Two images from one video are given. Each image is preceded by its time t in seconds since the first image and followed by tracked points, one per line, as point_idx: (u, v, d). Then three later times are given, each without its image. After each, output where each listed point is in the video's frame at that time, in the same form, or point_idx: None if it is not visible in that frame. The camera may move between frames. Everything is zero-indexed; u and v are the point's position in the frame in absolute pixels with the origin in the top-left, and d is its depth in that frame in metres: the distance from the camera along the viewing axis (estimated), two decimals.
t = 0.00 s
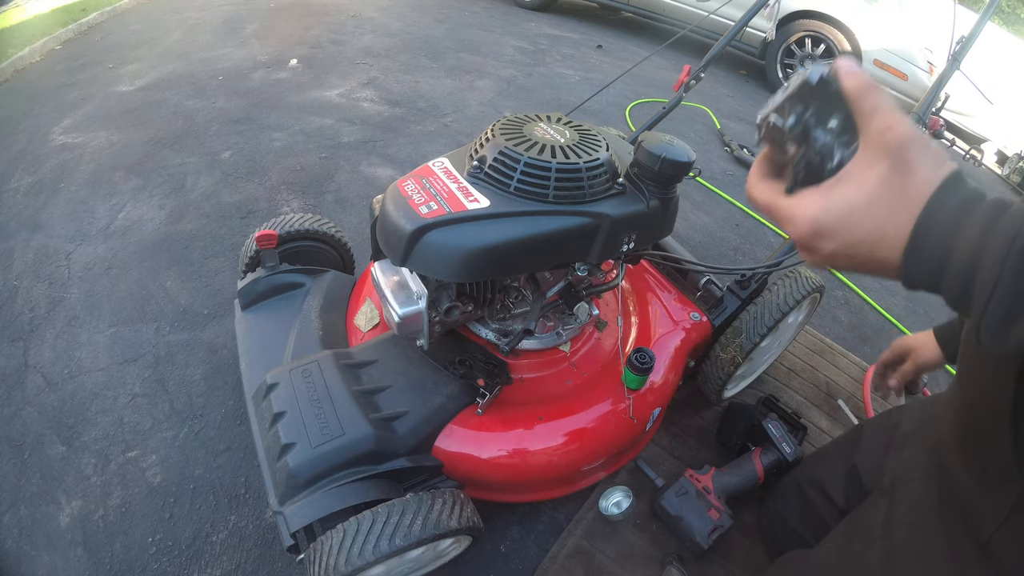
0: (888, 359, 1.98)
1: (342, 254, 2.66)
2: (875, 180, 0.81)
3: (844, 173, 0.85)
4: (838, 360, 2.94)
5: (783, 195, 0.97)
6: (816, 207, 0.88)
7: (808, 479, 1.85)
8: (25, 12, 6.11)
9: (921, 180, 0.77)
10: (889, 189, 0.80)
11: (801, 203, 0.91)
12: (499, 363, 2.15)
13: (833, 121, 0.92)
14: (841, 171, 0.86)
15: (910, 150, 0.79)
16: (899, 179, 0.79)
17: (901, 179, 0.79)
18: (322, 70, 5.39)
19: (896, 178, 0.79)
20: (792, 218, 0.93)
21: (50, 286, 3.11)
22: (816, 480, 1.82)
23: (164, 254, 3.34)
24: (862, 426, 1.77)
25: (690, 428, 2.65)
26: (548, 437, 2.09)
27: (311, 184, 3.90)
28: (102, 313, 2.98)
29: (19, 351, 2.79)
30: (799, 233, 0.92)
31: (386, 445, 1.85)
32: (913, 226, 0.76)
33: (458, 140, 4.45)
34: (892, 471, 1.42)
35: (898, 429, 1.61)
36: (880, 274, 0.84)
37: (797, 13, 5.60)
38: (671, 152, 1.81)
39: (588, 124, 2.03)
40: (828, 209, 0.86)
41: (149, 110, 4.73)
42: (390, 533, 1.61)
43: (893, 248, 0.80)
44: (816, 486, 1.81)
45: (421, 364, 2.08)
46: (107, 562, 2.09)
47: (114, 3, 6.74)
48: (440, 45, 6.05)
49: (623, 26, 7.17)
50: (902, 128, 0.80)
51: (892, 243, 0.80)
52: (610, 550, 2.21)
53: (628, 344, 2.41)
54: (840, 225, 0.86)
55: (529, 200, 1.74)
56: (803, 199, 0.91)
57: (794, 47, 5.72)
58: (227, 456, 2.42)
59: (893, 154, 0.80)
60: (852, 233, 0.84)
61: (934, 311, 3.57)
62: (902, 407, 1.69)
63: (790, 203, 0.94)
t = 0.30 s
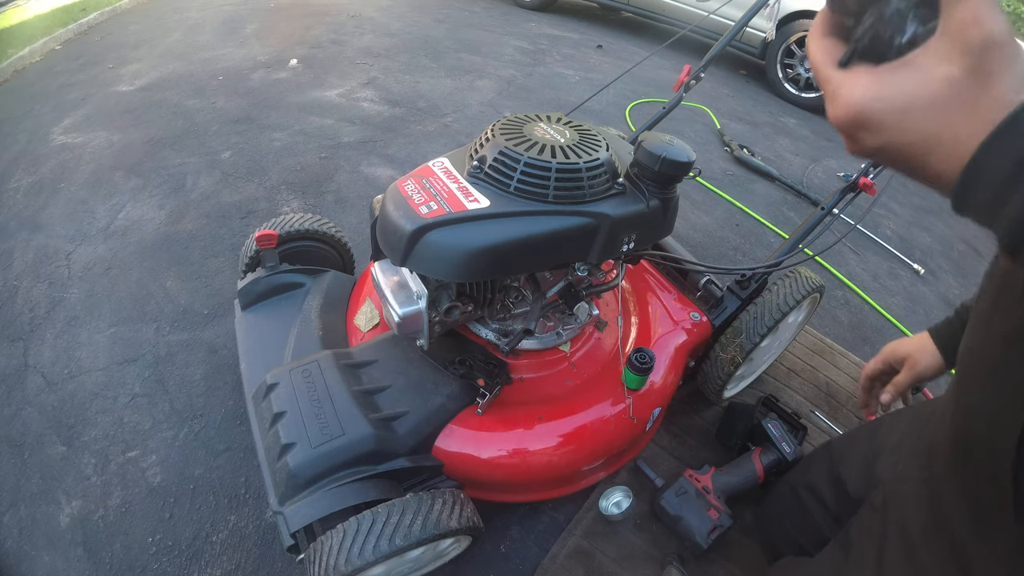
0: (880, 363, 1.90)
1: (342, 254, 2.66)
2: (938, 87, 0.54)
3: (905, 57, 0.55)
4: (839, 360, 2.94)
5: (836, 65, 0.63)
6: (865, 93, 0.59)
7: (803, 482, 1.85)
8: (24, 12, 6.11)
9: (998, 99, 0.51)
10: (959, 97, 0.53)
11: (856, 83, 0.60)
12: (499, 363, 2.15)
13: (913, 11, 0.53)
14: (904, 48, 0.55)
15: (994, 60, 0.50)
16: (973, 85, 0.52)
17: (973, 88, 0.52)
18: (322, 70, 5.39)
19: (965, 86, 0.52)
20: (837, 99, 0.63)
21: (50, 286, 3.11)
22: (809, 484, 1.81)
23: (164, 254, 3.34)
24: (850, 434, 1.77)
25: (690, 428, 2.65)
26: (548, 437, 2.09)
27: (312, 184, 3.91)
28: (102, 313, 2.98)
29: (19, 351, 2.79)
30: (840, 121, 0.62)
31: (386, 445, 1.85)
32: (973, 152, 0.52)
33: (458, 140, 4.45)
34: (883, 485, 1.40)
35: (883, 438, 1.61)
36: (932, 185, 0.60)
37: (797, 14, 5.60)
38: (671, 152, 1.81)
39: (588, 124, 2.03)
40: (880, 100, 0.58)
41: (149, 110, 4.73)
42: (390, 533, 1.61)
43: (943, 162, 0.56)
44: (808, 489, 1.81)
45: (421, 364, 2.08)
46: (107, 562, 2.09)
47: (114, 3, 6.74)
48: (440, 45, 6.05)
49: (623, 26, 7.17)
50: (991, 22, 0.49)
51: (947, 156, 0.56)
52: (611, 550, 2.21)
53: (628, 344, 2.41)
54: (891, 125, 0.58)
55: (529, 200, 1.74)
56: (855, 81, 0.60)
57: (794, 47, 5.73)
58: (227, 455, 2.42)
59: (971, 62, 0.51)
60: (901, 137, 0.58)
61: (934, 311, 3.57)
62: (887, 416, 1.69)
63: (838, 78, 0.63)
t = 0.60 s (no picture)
0: (880, 377, 1.98)
1: (342, 254, 2.66)
2: None
3: None
4: (838, 360, 2.94)
5: None
6: None
7: (802, 484, 1.84)
8: (24, 12, 6.10)
9: None
10: None
11: None
12: (499, 363, 2.16)
13: None
14: None
15: None
16: None
17: None
18: (322, 70, 5.39)
19: None
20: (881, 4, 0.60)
21: (50, 286, 3.12)
22: (809, 487, 1.81)
23: (164, 254, 3.34)
24: (848, 438, 1.77)
25: (690, 428, 2.65)
26: (548, 437, 2.09)
27: (311, 184, 3.91)
28: (102, 313, 2.98)
29: (19, 351, 2.79)
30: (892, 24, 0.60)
31: (386, 445, 1.85)
32: None
33: (459, 140, 4.45)
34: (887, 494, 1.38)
35: (883, 445, 1.60)
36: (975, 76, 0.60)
37: (797, 13, 5.59)
38: (671, 152, 1.81)
39: (588, 124, 2.03)
40: None
41: (149, 110, 4.73)
42: (390, 533, 1.61)
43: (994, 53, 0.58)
44: (808, 493, 1.80)
45: (420, 364, 2.08)
46: (107, 562, 2.09)
47: (114, 3, 6.74)
48: (440, 45, 6.05)
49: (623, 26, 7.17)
50: None
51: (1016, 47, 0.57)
52: (611, 550, 2.21)
53: (628, 343, 2.41)
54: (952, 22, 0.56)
55: (529, 200, 1.74)
56: None
57: (794, 47, 5.73)
58: (227, 455, 2.42)
59: None
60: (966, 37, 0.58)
61: (934, 311, 3.57)
62: (885, 420, 1.69)
63: None
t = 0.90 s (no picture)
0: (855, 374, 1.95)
1: (342, 254, 2.66)
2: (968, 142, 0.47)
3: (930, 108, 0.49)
4: (838, 360, 2.95)
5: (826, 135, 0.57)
6: (873, 170, 0.52)
7: (801, 484, 1.84)
8: (24, 13, 6.13)
9: None
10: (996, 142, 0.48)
11: (857, 156, 0.53)
12: (499, 363, 2.15)
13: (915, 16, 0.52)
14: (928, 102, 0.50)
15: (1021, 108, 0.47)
16: (1002, 146, 0.48)
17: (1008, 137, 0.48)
18: (322, 70, 5.39)
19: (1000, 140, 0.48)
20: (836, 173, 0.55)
21: (50, 286, 3.12)
22: (808, 487, 1.80)
23: (164, 254, 3.34)
24: (845, 440, 1.75)
25: (690, 428, 2.65)
26: (548, 437, 2.09)
27: (311, 184, 3.91)
28: (102, 313, 2.98)
29: (19, 351, 2.79)
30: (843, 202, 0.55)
31: (386, 445, 1.85)
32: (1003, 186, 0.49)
33: (459, 140, 4.45)
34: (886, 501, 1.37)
35: (881, 444, 1.58)
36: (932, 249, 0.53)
37: (797, 13, 5.59)
38: (671, 152, 1.81)
39: (588, 123, 2.03)
40: (892, 176, 0.51)
41: (149, 110, 4.73)
42: (390, 533, 1.61)
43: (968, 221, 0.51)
44: (807, 493, 1.79)
45: (420, 364, 2.08)
46: (107, 562, 2.09)
47: (114, 4, 6.74)
48: (440, 45, 6.05)
49: (623, 26, 7.17)
50: None
51: (976, 221, 0.50)
52: (611, 550, 2.21)
53: (628, 343, 2.41)
54: (902, 196, 0.51)
55: (528, 200, 1.74)
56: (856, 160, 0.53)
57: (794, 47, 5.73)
58: (227, 455, 2.42)
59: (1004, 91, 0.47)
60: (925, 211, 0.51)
61: (934, 310, 3.57)
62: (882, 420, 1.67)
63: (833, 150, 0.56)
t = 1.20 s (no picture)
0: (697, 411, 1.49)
1: (342, 254, 2.66)
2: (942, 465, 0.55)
3: (892, 444, 0.59)
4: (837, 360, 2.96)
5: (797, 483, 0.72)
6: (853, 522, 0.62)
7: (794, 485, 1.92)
8: (24, 12, 6.13)
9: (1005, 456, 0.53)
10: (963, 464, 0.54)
11: (832, 504, 0.64)
12: (499, 364, 2.15)
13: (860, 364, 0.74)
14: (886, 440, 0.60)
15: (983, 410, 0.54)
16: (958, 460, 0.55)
17: (983, 444, 0.54)
18: (322, 70, 5.39)
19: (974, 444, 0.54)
20: (818, 527, 0.67)
21: (50, 286, 3.12)
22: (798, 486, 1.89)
23: (164, 254, 3.34)
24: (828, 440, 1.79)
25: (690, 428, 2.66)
26: (548, 437, 2.09)
27: (311, 184, 3.91)
28: (103, 313, 2.98)
29: (19, 350, 2.79)
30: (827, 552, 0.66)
31: (386, 445, 1.85)
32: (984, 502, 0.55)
33: (459, 140, 4.45)
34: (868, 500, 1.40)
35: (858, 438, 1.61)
36: None
37: (797, 13, 5.59)
38: (671, 152, 1.81)
39: (588, 124, 2.03)
40: (870, 524, 0.60)
41: (149, 110, 4.73)
42: (390, 533, 1.61)
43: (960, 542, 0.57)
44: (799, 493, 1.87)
45: (421, 364, 2.08)
46: (107, 562, 2.09)
47: (114, 3, 6.73)
48: (440, 45, 6.05)
49: (623, 26, 7.17)
50: (975, 370, 0.55)
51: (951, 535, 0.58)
52: (611, 550, 2.21)
53: (628, 344, 2.41)
54: (890, 545, 0.60)
55: (529, 200, 1.74)
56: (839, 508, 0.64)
57: (794, 47, 5.73)
58: (227, 455, 2.42)
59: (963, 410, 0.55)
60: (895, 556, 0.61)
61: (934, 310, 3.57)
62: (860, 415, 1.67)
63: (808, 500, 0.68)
